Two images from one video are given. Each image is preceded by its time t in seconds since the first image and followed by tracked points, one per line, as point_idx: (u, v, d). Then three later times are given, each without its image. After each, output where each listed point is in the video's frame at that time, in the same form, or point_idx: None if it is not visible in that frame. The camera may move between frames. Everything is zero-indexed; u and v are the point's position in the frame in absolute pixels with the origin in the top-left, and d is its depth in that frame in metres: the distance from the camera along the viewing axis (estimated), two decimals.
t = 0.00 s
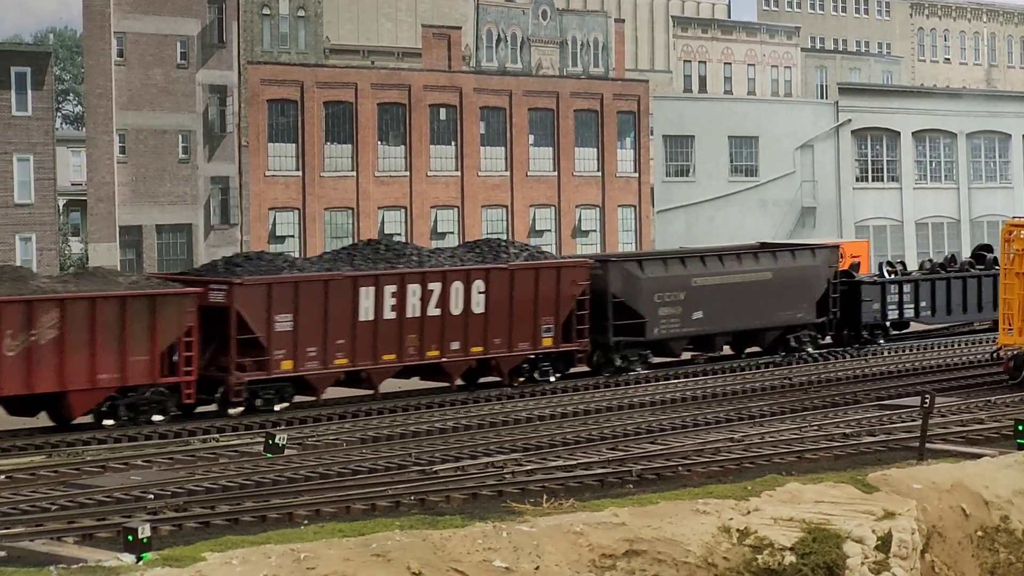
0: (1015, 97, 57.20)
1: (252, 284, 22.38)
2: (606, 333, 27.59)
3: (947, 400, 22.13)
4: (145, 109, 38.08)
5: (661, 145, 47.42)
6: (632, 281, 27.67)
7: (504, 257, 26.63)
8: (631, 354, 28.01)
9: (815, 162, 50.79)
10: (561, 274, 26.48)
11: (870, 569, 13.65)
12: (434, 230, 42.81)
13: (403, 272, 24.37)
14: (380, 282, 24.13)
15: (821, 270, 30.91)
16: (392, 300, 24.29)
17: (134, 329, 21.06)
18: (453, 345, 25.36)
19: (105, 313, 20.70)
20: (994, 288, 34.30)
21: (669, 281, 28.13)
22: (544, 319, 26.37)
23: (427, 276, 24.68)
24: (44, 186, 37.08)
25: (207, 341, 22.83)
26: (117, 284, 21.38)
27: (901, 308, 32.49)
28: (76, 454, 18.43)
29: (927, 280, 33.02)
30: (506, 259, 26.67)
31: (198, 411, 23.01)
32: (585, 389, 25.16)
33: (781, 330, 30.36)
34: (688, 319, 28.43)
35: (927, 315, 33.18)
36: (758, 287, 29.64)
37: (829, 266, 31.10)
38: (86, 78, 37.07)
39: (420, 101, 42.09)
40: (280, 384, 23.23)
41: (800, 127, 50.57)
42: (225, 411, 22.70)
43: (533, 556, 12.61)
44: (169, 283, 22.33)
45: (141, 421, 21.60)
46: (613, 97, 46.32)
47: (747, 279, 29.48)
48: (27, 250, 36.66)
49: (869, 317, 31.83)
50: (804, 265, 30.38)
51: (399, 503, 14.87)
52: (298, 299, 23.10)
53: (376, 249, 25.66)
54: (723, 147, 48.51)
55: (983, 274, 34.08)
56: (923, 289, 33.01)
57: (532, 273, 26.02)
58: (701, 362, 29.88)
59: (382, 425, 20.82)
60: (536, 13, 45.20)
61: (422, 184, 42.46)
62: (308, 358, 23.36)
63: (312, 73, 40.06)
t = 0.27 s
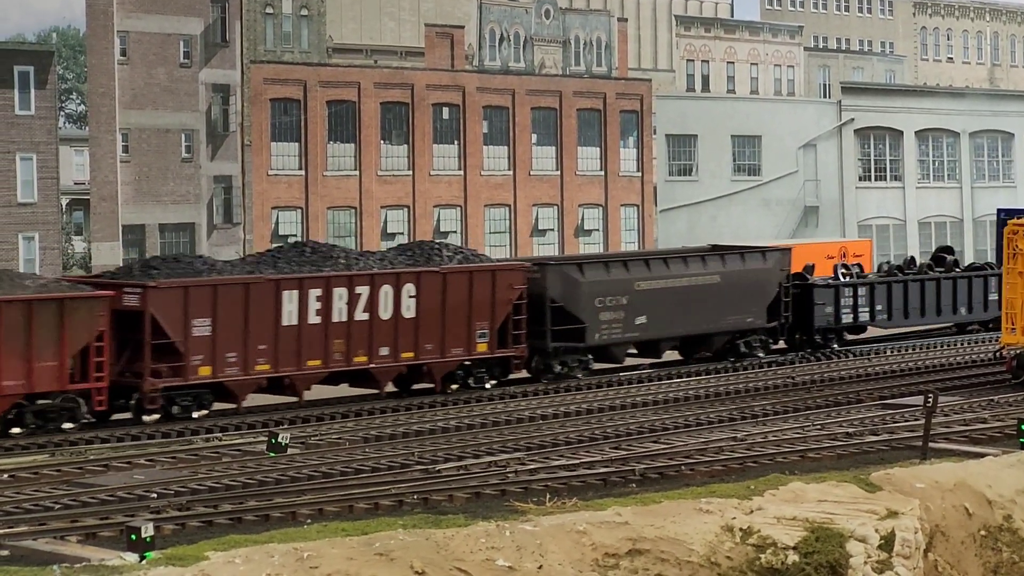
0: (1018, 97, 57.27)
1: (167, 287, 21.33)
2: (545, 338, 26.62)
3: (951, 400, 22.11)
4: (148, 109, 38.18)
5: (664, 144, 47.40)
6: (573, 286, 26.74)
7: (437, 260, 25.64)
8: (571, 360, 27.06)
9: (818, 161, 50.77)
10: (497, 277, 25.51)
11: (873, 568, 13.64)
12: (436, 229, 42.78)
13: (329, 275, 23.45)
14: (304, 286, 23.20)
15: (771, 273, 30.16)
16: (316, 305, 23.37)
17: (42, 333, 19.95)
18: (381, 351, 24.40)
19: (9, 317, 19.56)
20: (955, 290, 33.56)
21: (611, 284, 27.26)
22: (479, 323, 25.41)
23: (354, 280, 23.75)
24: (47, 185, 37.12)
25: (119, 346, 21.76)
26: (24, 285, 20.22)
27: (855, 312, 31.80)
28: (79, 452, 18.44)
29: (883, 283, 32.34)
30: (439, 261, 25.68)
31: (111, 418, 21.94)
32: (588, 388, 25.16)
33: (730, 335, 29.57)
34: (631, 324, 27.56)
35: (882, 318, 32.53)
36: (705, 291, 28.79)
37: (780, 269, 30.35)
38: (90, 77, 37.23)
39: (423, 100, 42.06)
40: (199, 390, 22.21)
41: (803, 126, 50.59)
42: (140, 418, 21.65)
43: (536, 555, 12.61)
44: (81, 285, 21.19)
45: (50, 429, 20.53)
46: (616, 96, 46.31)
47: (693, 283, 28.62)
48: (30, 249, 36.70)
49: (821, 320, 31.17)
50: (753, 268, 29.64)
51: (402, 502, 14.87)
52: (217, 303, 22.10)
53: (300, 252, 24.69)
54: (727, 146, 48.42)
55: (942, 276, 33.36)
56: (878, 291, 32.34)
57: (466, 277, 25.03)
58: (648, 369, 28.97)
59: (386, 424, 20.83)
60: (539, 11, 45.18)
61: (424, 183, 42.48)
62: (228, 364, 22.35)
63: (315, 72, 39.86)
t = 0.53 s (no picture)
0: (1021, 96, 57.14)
1: (75, 288, 19.76)
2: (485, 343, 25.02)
3: (953, 399, 22.09)
4: (150, 108, 38.18)
5: (666, 144, 47.46)
6: (515, 289, 25.11)
7: (364, 264, 23.91)
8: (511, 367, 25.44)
9: (820, 161, 50.77)
10: (433, 279, 23.99)
11: (876, 567, 13.66)
12: (439, 228, 42.72)
13: (247, 279, 21.84)
14: (221, 288, 21.58)
15: (722, 277, 28.47)
16: (235, 309, 21.73)
17: None
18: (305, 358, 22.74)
19: None
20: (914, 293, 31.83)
21: (549, 288, 25.52)
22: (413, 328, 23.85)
23: (275, 282, 22.14)
24: (49, 185, 37.13)
25: (26, 353, 20.09)
26: None
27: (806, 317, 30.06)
28: (81, 452, 18.45)
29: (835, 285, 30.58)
30: (368, 265, 23.96)
31: (17, 430, 20.36)
32: (591, 387, 25.17)
33: (675, 340, 27.84)
34: (576, 328, 25.98)
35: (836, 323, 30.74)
36: (652, 294, 27.09)
37: (730, 272, 28.69)
38: (92, 77, 37.17)
39: (425, 100, 42.05)
40: (110, 398, 20.60)
41: (805, 125, 50.50)
42: (48, 428, 20.10)
43: (538, 554, 12.60)
44: None
45: None
46: (618, 96, 46.27)
47: (643, 286, 26.97)
48: (32, 248, 36.75)
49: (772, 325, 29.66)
50: (704, 272, 28.01)
51: (404, 501, 14.87)
52: (130, 308, 20.53)
53: (217, 255, 23.13)
54: (729, 146, 48.36)
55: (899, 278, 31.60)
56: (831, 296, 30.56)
57: (399, 279, 23.53)
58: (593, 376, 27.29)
59: (388, 423, 20.82)
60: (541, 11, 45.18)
61: (426, 182, 42.42)
62: (140, 369, 20.72)
63: (317, 72, 39.79)
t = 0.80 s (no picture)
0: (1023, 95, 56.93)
1: None
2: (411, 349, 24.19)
3: (954, 399, 22.10)
4: (151, 107, 38.20)
5: (668, 143, 47.55)
6: (443, 295, 24.21)
7: (287, 267, 23.13)
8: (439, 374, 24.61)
9: (821, 160, 50.76)
10: (357, 283, 23.18)
11: (877, 567, 13.67)
12: (440, 228, 42.77)
13: (161, 283, 21.01)
14: (133, 292, 20.74)
15: (665, 281, 27.69)
16: (148, 313, 20.91)
17: None
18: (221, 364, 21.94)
19: None
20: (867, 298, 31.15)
21: (483, 292, 24.68)
22: (336, 333, 23.05)
23: (190, 286, 21.30)
24: (51, 184, 37.15)
25: None
26: None
27: (756, 322, 29.26)
28: (82, 451, 18.45)
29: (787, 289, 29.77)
30: (291, 268, 23.19)
31: None
32: (591, 387, 25.18)
33: (615, 346, 27.03)
34: (507, 334, 25.13)
35: (788, 328, 29.97)
36: (590, 299, 26.28)
37: (673, 276, 27.92)
38: (94, 76, 37.15)
39: (427, 100, 42.02)
40: (14, 404, 19.92)
41: (806, 125, 50.45)
42: None
43: (539, 554, 12.61)
44: None
45: None
46: (620, 95, 46.11)
47: (580, 290, 26.17)
48: (34, 248, 36.78)
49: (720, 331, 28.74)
50: (646, 276, 27.20)
51: (405, 501, 14.87)
52: (35, 311, 19.78)
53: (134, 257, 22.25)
54: (730, 146, 48.34)
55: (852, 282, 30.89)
56: (783, 300, 29.76)
57: (319, 283, 22.70)
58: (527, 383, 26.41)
59: (389, 423, 20.83)
60: (543, 10, 45.65)
61: (428, 182, 42.42)
62: (46, 376, 19.98)
63: (319, 71, 39.65)
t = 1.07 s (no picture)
0: None
1: None
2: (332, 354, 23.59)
3: (955, 398, 22.09)
4: (152, 106, 38.18)
5: (668, 143, 47.54)
6: (368, 299, 23.73)
7: (204, 271, 22.53)
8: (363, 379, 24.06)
9: (822, 159, 50.76)
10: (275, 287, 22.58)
11: (878, 566, 13.66)
12: (441, 227, 42.78)
13: (69, 285, 20.35)
14: (40, 296, 20.09)
15: (603, 285, 27.16)
16: (57, 318, 20.27)
17: None
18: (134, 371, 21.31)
19: None
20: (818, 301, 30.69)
21: (413, 296, 24.22)
22: (255, 338, 22.47)
23: (101, 290, 20.68)
24: (52, 183, 37.15)
25: None
26: None
27: (700, 326, 28.83)
28: (84, 450, 18.46)
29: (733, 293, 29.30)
30: (210, 272, 22.56)
31: None
32: (592, 386, 25.18)
33: (553, 351, 26.58)
34: (436, 340, 24.62)
35: (734, 332, 29.54)
36: (524, 304, 25.80)
37: (612, 281, 27.40)
38: (94, 75, 37.14)
39: (428, 99, 42.03)
40: None
41: (808, 123, 50.40)
42: None
43: (540, 553, 12.61)
44: None
45: None
46: (621, 94, 46.11)
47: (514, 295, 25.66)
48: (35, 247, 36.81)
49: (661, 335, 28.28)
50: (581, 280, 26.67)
51: (406, 500, 14.88)
52: None
53: (43, 257, 21.38)
54: (731, 144, 48.39)
55: (801, 285, 30.39)
56: (728, 304, 29.32)
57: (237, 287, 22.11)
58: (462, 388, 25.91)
59: (390, 422, 20.84)
60: (544, 10, 45.58)
61: (429, 181, 42.43)
62: None
63: (319, 70, 39.74)
